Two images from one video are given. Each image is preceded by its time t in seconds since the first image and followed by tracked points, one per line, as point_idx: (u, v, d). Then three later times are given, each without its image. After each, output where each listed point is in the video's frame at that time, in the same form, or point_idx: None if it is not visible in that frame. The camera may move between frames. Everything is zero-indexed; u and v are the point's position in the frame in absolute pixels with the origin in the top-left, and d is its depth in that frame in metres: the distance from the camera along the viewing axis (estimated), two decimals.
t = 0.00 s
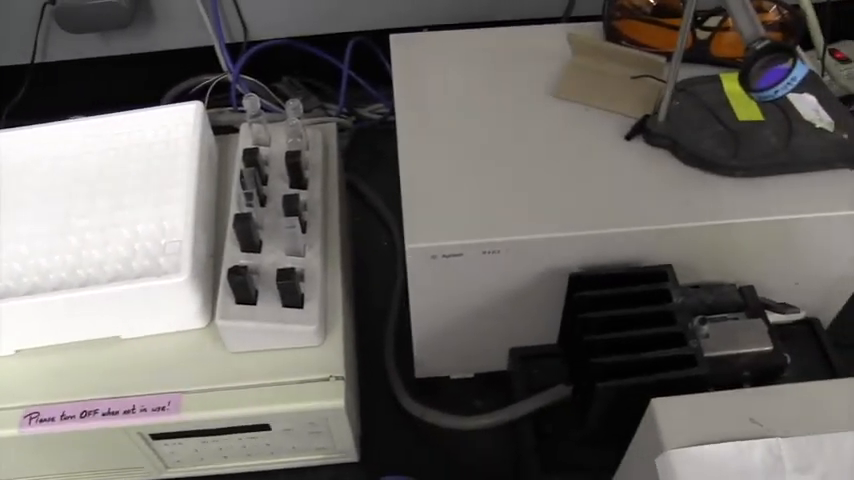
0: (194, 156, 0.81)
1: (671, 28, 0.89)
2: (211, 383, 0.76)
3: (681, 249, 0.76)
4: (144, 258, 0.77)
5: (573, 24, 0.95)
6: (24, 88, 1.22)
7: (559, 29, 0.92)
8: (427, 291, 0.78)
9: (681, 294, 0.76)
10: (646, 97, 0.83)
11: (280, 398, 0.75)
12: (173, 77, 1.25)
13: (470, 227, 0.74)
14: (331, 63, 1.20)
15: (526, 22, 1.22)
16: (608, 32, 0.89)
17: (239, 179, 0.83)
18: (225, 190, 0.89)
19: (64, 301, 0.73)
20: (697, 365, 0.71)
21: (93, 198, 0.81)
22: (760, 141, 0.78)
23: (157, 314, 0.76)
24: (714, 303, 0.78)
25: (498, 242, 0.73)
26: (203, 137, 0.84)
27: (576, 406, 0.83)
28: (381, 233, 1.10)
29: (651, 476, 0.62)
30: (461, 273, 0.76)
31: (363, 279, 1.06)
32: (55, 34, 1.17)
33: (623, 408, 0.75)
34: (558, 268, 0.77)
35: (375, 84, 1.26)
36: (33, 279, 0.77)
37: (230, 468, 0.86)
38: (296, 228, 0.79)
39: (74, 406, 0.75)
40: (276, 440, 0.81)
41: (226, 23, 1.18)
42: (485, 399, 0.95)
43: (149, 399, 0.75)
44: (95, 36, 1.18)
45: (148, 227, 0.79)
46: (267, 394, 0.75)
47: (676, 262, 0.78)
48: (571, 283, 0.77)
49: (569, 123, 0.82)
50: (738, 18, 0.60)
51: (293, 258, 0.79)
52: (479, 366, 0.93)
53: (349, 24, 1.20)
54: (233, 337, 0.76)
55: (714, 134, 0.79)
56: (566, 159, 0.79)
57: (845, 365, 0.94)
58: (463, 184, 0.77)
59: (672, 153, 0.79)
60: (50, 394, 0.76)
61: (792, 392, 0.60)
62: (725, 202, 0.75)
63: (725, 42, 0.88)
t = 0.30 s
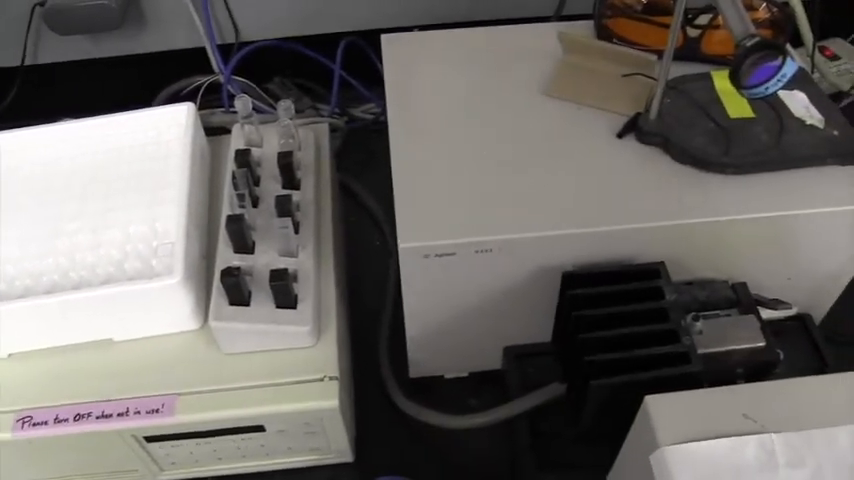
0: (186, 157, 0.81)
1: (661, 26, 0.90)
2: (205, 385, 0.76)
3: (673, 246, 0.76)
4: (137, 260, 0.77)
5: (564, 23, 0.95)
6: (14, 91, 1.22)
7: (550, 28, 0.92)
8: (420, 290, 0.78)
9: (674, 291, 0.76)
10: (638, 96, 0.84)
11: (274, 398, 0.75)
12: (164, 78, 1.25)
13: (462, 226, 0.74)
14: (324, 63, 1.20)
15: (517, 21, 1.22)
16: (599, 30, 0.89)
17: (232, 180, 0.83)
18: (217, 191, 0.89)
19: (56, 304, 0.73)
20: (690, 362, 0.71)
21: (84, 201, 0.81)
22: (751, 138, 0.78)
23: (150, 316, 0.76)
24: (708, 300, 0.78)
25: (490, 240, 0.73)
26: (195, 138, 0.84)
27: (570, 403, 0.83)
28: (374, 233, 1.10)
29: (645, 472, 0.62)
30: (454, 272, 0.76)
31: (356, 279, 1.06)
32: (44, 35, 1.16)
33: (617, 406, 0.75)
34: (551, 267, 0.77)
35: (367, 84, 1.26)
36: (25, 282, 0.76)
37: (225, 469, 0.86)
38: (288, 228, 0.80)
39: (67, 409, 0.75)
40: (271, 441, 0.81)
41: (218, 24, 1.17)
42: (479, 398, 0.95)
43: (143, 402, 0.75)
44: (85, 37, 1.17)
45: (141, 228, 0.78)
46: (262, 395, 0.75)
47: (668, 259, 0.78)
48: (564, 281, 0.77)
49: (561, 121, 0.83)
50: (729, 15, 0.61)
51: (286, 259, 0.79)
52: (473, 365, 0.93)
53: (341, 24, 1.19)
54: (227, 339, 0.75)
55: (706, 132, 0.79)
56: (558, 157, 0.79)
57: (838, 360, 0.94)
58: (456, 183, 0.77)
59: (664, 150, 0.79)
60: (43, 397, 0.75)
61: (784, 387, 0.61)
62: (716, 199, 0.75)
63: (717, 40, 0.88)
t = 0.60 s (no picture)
0: (170, 162, 0.80)
1: (645, 23, 0.90)
2: (194, 391, 0.75)
3: (659, 242, 0.77)
4: (122, 267, 0.76)
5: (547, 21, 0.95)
6: None
7: (533, 26, 0.92)
8: (408, 291, 0.78)
9: (660, 287, 0.76)
10: (622, 93, 0.84)
11: (263, 402, 0.75)
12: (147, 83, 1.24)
13: (448, 226, 0.74)
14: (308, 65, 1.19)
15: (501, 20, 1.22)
16: (583, 29, 0.90)
17: (217, 184, 0.83)
18: (202, 196, 0.88)
19: (41, 313, 0.72)
20: (678, 357, 0.71)
21: (68, 208, 0.81)
22: (735, 133, 0.78)
23: (137, 322, 0.75)
24: (695, 295, 0.78)
25: (477, 240, 0.73)
26: (179, 143, 0.83)
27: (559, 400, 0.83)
28: (361, 234, 1.10)
29: (635, 468, 0.62)
30: (441, 272, 0.76)
31: (344, 281, 1.06)
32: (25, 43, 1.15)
33: (606, 402, 0.74)
34: (538, 265, 0.77)
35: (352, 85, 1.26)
36: (9, 291, 0.76)
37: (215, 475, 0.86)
38: (274, 232, 0.79)
39: (53, 418, 0.74)
40: (261, 445, 0.81)
41: (201, 28, 1.16)
42: (469, 398, 0.95)
43: (130, 409, 0.75)
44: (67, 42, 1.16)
45: (126, 234, 0.78)
46: (250, 399, 0.75)
47: (655, 255, 0.78)
48: (551, 279, 0.77)
49: (545, 119, 0.83)
50: (709, 12, 0.61)
51: (272, 262, 0.79)
52: (462, 364, 0.93)
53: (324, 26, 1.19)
54: (214, 344, 0.75)
55: (690, 128, 0.79)
56: (543, 156, 0.79)
57: (825, 353, 0.95)
58: (441, 183, 0.77)
59: (648, 146, 0.79)
60: (29, 406, 0.75)
61: (770, 381, 0.61)
62: (701, 194, 0.75)
63: (699, 36, 0.88)
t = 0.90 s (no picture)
0: (151, 169, 0.80)
1: (627, 20, 0.89)
2: (179, 397, 0.75)
3: (643, 239, 0.77)
4: (105, 274, 0.75)
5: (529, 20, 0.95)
6: None
7: (515, 25, 0.92)
8: (393, 292, 0.78)
9: (645, 284, 0.76)
10: (605, 91, 0.84)
11: (249, 407, 0.74)
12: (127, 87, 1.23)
13: (432, 227, 0.73)
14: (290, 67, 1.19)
15: (482, 20, 1.22)
16: (564, 26, 0.91)
17: (199, 189, 0.82)
18: (185, 201, 0.88)
19: (23, 322, 0.71)
20: (663, 354, 0.71)
21: (50, 215, 0.80)
22: (716, 129, 0.79)
23: (121, 329, 0.75)
24: (680, 291, 0.78)
25: (461, 240, 0.73)
26: (161, 147, 0.83)
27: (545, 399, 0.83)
28: (346, 236, 1.09)
29: (622, 466, 0.62)
30: (425, 274, 0.76)
31: (331, 284, 1.05)
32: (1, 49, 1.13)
33: (593, 400, 0.74)
34: (523, 264, 0.77)
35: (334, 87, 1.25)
36: None
37: None
38: (258, 236, 0.79)
39: (38, 428, 0.74)
40: (248, 450, 0.80)
41: (182, 32, 1.15)
42: (457, 398, 0.95)
43: (115, 417, 0.74)
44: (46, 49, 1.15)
45: (109, 241, 0.77)
46: (235, 405, 0.74)
47: (639, 252, 0.79)
48: (536, 278, 0.77)
49: (527, 119, 0.83)
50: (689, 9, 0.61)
51: (256, 266, 0.79)
52: (450, 365, 0.93)
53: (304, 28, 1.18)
54: (199, 350, 0.75)
55: (672, 124, 0.79)
56: (525, 154, 0.80)
57: (809, 345, 0.96)
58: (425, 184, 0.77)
59: (631, 143, 0.80)
60: (13, 417, 0.74)
61: (755, 376, 0.61)
62: (684, 191, 0.76)
63: (679, 33, 0.88)
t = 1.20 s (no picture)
0: (136, 172, 0.79)
1: (610, 18, 0.89)
2: (165, 400, 0.74)
3: (629, 236, 0.77)
4: (90, 278, 0.75)
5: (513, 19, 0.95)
6: None
7: (499, 24, 0.93)
8: (381, 293, 0.78)
9: (631, 281, 0.76)
10: (589, 89, 0.84)
11: (237, 410, 0.74)
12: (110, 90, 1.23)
13: (418, 227, 0.73)
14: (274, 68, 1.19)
15: (466, 19, 1.22)
16: (547, 24, 0.91)
17: (184, 191, 0.82)
18: (171, 203, 0.87)
19: (8, 328, 0.70)
20: (650, 351, 0.71)
21: (34, 220, 0.79)
22: (700, 126, 0.79)
23: (108, 333, 0.74)
24: (665, 289, 0.79)
25: (447, 240, 0.73)
26: (146, 151, 0.82)
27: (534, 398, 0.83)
28: (333, 237, 1.09)
29: (610, 461, 0.62)
30: (412, 274, 0.76)
31: (318, 285, 1.05)
32: None
33: (580, 398, 0.74)
34: (510, 263, 0.77)
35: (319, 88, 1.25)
36: None
37: None
38: (244, 238, 0.79)
39: (23, 435, 0.73)
40: (236, 453, 0.80)
41: (165, 34, 1.14)
42: (446, 397, 0.95)
43: (102, 422, 0.73)
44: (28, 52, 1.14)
45: (95, 246, 0.77)
46: (222, 407, 0.74)
47: (625, 249, 0.79)
48: (522, 277, 0.77)
49: (512, 117, 0.83)
50: (671, 7, 0.61)
51: (242, 268, 0.78)
52: (438, 364, 0.93)
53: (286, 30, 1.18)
54: (186, 353, 0.74)
55: (656, 122, 0.79)
56: (510, 152, 0.80)
57: (795, 340, 0.96)
58: (411, 184, 0.77)
59: (615, 141, 0.80)
60: None
61: (741, 371, 0.61)
62: (669, 188, 0.76)
63: (662, 30, 0.88)
